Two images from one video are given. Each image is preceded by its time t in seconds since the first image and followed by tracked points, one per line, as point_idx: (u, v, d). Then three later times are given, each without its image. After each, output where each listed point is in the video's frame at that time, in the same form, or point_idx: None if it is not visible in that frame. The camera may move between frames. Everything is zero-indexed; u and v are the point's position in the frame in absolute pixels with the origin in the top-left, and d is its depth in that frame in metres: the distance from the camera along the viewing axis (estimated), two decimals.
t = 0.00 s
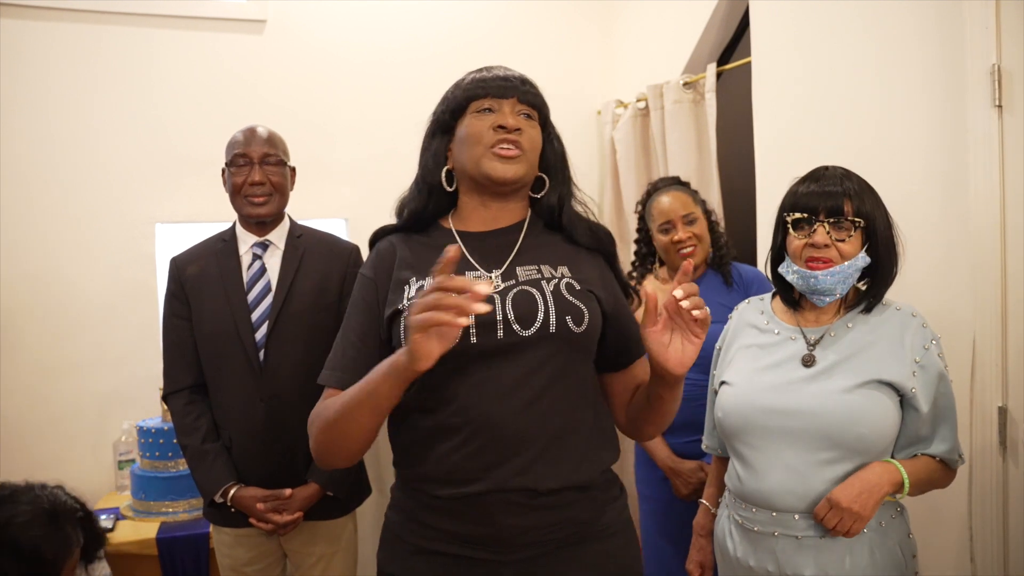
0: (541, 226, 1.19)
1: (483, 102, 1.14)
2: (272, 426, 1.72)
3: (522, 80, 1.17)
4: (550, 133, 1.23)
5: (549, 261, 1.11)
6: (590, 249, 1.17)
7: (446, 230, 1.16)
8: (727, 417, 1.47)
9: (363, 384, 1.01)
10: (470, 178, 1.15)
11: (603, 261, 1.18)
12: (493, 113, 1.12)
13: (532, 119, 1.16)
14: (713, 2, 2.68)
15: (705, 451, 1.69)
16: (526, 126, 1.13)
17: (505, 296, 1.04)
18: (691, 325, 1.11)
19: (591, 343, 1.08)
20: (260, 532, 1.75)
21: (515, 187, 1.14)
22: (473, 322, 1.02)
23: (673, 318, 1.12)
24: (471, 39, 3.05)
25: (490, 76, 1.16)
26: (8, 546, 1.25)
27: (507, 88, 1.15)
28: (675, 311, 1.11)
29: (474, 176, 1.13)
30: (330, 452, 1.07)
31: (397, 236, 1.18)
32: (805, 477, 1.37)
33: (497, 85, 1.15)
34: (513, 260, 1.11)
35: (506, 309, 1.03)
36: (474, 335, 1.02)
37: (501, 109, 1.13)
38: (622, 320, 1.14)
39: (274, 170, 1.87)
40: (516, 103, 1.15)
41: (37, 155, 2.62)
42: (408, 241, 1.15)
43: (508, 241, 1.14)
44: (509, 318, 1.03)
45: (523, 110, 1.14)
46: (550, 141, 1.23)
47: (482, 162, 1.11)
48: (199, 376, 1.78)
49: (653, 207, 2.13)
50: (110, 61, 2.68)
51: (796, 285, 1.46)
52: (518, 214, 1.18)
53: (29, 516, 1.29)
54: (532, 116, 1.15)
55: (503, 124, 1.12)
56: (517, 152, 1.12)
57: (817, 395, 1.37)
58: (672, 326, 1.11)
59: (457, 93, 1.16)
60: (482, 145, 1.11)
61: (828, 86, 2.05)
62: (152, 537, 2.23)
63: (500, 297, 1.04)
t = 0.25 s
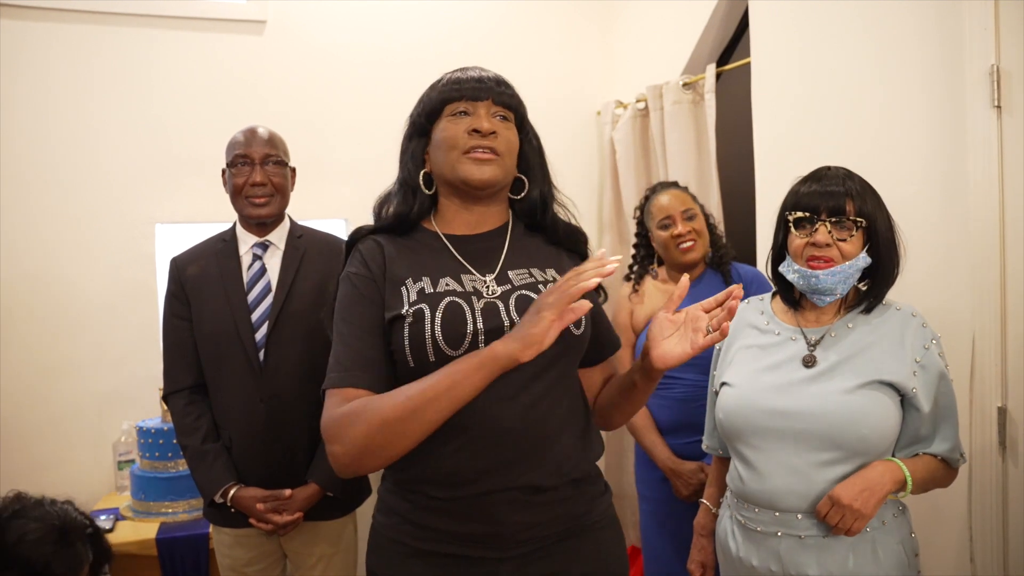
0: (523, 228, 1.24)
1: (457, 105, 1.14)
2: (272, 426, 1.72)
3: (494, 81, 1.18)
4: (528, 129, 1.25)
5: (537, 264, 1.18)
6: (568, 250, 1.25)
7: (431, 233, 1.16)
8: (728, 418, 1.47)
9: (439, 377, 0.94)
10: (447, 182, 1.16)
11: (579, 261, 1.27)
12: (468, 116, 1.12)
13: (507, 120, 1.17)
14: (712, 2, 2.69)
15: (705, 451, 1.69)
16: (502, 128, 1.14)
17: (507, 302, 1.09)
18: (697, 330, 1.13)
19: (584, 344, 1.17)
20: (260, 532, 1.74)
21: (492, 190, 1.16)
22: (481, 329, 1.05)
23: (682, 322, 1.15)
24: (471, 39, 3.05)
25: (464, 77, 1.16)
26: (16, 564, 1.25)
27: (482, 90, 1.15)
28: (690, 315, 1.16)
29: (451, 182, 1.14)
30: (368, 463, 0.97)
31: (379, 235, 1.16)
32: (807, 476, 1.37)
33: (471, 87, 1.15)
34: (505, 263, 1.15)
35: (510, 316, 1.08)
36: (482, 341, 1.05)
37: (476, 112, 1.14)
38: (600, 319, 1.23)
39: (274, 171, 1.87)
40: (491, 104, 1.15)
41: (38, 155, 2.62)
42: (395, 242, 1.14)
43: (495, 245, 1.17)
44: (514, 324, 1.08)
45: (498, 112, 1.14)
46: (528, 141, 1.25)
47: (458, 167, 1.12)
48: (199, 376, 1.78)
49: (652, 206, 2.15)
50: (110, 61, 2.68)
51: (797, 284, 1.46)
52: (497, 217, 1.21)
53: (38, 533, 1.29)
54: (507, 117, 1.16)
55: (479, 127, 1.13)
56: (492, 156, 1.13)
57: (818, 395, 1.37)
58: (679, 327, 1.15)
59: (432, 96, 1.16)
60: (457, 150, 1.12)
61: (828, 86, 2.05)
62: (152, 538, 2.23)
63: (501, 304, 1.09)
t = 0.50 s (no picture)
0: (513, 228, 1.25)
1: (448, 105, 1.14)
2: (273, 426, 1.72)
3: (483, 79, 1.17)
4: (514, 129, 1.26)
5: (532, 266, 1.19)
6: (557, 249, 1.29)
7: (425, 235, 1.15)
8: (731, 419, 1.47)
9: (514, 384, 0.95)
10: (440, 183, 1.15)
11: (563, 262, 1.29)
12: (460, 117, 1.13)
13: (497, 119, 1.17)
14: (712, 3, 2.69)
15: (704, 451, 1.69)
16: (493, 128, 1.14)
17: (514, 302, 1.10)
18: (687, 330, 1.14)
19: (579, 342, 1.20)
20: (261, 533, 1.74)
21: (484, 190, 1.16)
22: (496, 332, 1.06)
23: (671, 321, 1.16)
24: (471, 40, 3.06)
25: (453, 77, 1.15)
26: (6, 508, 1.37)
27: (472, 89, 1.15)
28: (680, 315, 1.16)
29: (445, 183, 1.14)
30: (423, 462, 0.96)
31: (375, 234, 1.13)
32: (812, 476, 1.37)
33: (461, 87, 1.15)
34: (502, 265, 1.16)
35: (522, 318, 1.09)
36: (496, 344, 1.06)
37: (466, 112, 1.14)
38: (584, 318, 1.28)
39: (275, 172, 1.88)
40: (481, 104, 1.15)
41: (38, 155, 2.63)
42: (391, 242, 1.12)
43: (490, 247, 1.18)
44: (525, 326, 1.09)
45: (488, 111, 1.14)
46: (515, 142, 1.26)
47: (454, 168, 1.12)
48: (200, 376, 1.78)
49: (651, 205, 2.16)
50: (110, 61, 2.68)
51: (805, 284, 1.45)
52: (489, 218, 1.21)
53: (25, 479, 1.41)
54: (497, 116, 1.16)
55: (471, 127, 1.13)
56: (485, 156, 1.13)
57: (821, 395, 1.37)
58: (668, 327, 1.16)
59: (421, 96, 1.15)
60: (452, 152, 1.12)
61: (828, 86, 2.05)
62: (153, 538, 2.23)
63: (510, 306, 1.09)
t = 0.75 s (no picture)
0: (506, 228, 1.26)
1: (443, 104, 1.14)
2: (274, 427, 1.72)
3: (476, 79, 1.18)
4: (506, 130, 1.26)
5: (530, 267, 1.20)
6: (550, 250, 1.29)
7: (424, 235, 1.15)
8: (735, 420, 1.46)
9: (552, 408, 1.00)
10: (438, 183, 1.15)
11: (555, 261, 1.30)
12: (456, 116, 1.13)
13: (492, 118, 1.18)
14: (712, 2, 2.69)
15: (703, 452, 1.69)
16: (489, 127, 1.15)
17: (521, 304, 1.10)
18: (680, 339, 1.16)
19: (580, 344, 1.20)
20: (262, 532, 1.75)
21: (481, 189, 1.17)
22: (506, 334, 1.06)
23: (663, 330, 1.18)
24: (472, 40, 3.06)
25: (447, 76, 1.16)
26: None
27: (466, 89, 1.15)
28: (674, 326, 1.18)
29: (443, 182, 1.14)
30: (450, 471, 0.99)
31: (375, 235, 1.13)
32: (817, 477, 1.37)
33: (456, 86, 1.15)
34: (503, 267, 1.16)
35: (531, 320, 1.09)
36: (506, 346, 1.06)
37: (462, 111, 1.14)
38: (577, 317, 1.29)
39: (275, 172, 1.88)
40: (476, 103, 1.16)
41: (39, 155, 2.63)
42: (392, 242, 1.11)
43: (488, 247, 1.18)
44: (533, 327, 1.09)
45: (484, 110, 1.15)
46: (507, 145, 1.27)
47: (453, 166, 1.12)
48: (201, 375, 1.78)
49: (653, 203, 2.16)
50: (110, 61, 2.68)
51: (811, 284, 1.44)
52: (485, 218, 1.21)
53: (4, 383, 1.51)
54: (492, 115, 1.17)
55: (468, 126, 1.13)
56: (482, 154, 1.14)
57: (826, 396, 1.37)
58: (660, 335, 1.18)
59: (416, 96, 1.15)
60: (450, 150, 1.12)
61: (828, 85, 2.05)
62: (154, 537, 2.23)
63: (518, 308, 1.09)
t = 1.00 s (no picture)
0: (503, 228, 1.26)
1: (442, 105, 1.13)
2: (274, 427, 1.72)
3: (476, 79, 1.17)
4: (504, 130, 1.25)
5: (525, 266, 1.20)
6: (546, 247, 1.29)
7: (418, 237, 1.15)
8: (735, 420, 1.46)
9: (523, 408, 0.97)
10: (434, 184, 1.15)
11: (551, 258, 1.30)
12: (456, 117, 1.12)
13: (491, 119, 1.17)
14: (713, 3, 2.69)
15: (702, 452, 1.69)
16: (488, 128, 1.14)
17: (516, 306, 1.10)
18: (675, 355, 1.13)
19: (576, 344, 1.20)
20: (262, 532, 1.75)
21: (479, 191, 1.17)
22: (499, 337, 1.06)
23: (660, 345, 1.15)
24: (471, 40, 3.06)
25: (447, 76, 1.14)
26: None
27: (466, 89, 1.15)
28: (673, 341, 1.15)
29: (440, 184, 1.14)
30: (429, 478, 0.98)
31: (370, 237, 1.12)
32: (817, 477, 1.37)
33: (455, 87, 1.14)
34: (498, 267, 1.16)
35: (524, 323, 1.09)
36: (499, 349, 1.06)
37: (462, 112, 1.13)
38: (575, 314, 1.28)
39: (276, 172, 1.88)
40: (476, 104, 1.15)
41: (40, 155, 2.63)
42: (387, 245, 1.11)
43: (483, 249, 1.18)
44: (527, 330, 1.09)
45: (483, 111, 1.14)
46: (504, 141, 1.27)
47: (450, 168, 1.12)
48: (201, 375, 1.78)
49: (654, 203, 2.17)
50: (110, 61, 2.68)
51: (812, 285, 1.44)
52: (482, 218, 1.21)
53: None
54: (492, 116, 1.16)
55: (467, 128, 1.12)
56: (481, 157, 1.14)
57: (826, 396, 1.37)
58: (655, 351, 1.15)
59: (415, 96, 1.14)
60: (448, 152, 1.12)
61: (829, 85, 2.05)
62: (154, 537, 2.23)
63: (512, 310, 1.09)
